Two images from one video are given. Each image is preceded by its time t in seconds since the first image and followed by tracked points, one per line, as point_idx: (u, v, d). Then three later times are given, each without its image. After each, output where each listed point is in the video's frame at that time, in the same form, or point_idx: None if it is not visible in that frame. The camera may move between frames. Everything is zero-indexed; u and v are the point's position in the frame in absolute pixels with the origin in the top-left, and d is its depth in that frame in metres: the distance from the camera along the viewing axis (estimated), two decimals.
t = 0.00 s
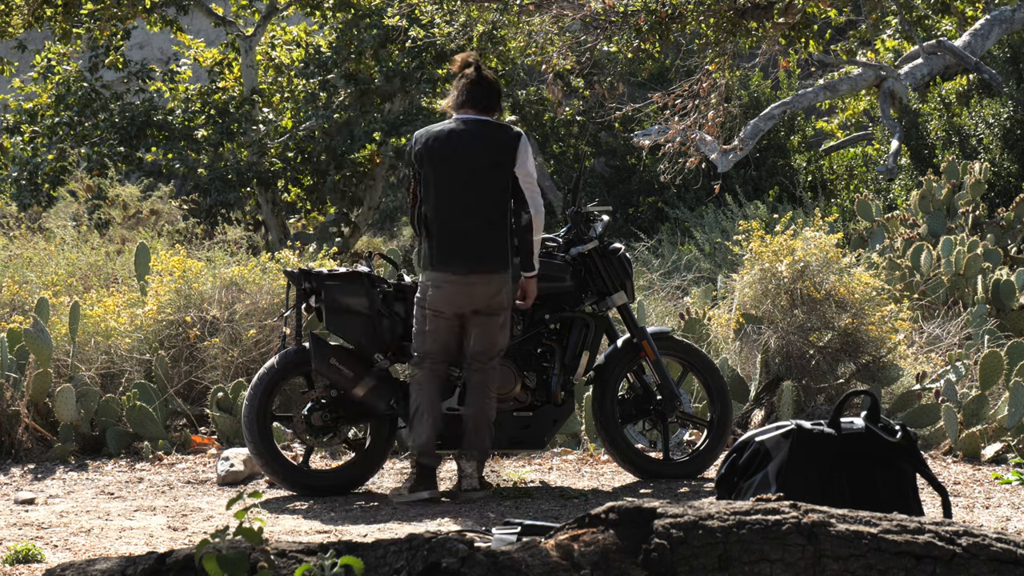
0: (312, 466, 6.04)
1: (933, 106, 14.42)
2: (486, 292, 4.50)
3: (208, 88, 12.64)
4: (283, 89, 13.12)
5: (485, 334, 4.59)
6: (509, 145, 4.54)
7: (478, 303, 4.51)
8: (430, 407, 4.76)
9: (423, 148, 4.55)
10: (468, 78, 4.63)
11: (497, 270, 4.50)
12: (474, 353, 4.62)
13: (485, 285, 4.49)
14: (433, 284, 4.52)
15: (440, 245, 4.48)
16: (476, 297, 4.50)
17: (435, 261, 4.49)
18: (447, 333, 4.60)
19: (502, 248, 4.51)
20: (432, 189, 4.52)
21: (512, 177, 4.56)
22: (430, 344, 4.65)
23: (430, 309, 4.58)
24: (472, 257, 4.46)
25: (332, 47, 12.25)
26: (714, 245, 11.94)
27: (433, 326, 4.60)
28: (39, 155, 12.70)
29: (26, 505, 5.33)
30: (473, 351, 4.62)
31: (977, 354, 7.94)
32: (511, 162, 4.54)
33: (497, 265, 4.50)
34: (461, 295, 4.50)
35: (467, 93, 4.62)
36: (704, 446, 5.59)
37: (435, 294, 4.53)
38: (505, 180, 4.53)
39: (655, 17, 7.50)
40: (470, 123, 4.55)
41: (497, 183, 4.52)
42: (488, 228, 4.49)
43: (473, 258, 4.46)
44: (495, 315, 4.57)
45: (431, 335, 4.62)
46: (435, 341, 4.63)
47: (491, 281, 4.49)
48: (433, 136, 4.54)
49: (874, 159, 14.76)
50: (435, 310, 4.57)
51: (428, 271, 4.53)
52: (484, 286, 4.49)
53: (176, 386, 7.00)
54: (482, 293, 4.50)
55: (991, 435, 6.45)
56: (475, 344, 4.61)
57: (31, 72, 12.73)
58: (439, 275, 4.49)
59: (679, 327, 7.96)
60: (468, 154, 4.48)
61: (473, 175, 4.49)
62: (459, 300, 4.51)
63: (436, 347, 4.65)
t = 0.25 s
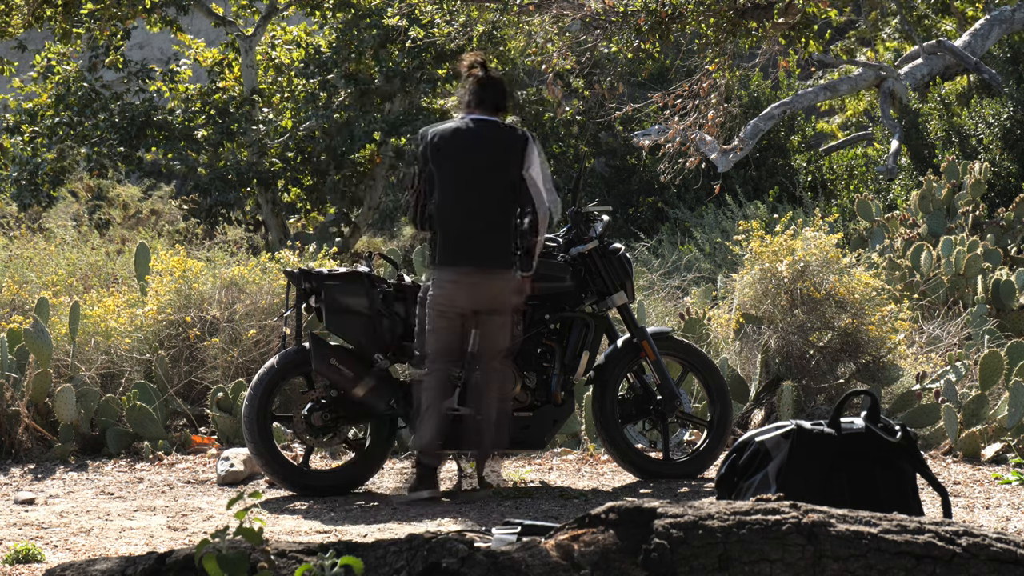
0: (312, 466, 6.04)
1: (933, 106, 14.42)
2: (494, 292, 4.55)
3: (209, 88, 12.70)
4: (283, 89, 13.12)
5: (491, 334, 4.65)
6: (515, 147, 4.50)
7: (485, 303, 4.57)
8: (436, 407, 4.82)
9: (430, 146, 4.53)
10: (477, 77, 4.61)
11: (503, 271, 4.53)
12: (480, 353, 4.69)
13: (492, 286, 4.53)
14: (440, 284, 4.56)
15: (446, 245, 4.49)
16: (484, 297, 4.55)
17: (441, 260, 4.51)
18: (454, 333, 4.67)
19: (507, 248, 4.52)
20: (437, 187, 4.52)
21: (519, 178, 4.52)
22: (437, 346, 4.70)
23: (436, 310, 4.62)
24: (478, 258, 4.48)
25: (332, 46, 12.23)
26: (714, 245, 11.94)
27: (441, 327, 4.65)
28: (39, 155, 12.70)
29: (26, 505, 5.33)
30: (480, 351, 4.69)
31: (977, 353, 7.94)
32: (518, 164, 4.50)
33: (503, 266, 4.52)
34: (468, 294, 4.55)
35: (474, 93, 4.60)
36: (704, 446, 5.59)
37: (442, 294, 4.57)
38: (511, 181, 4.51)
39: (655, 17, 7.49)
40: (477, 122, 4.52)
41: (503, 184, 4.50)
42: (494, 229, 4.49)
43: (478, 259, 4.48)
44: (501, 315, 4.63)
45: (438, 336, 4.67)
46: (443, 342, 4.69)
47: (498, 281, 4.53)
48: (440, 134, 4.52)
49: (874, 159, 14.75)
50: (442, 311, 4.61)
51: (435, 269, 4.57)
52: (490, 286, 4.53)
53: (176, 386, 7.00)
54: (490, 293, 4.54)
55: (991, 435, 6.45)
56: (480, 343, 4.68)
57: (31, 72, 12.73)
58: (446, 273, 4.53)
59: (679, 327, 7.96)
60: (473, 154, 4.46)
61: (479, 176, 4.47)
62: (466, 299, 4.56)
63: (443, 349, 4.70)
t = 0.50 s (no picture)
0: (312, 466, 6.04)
1: (933, 106, 14.42)
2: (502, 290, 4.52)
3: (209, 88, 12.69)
4: (283, 89, 13.13)
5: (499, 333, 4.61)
6: (526, 146, 4.51)
7: (494, 300, 4.54)
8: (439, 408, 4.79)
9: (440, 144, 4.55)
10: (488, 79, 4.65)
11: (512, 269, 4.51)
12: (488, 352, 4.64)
13: (501, 283, 4.51)
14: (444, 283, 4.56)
15: (454, 242, 4.49)
16: (491, 295, 4.52)
17: (448, 258, 4.51)
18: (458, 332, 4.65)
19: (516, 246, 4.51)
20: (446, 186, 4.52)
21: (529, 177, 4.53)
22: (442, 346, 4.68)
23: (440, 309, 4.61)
24: (487, 255, 4.46)
25: (332, 46, 12.22)
26: (714, 245, 11.94)
27: (445, 327, 4.64)
28: (39, 156, 12.70)
29: (26, 505, 5.33)
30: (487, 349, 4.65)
31: (977, 353, 7.94)
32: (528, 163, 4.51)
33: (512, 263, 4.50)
34: (472, 293, 4.53)
35: (485, 94, 4.63)
36: (704, 446, 5.59)
37: (446, 292, 4.56)
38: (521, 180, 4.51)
39: (655, 17, 7.50)
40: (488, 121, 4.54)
41: (513, 182, 4.49)
42: (503, 227, 4.48)
43: (487, 256, 4.47)
44: (510, 314, 4.59)
45: (442, 335, 4.66)
46: (447, 341, 4.67)
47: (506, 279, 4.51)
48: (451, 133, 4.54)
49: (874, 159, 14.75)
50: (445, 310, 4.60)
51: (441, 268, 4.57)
52: (499, 284, 4.51)
53: (176, 386, 7.00)
54: (497, 290, 4.52)
55: (991, 435, 6.45)
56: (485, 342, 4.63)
57: (31, 72, 12.74)
58: (452, 271, 4.52)
59: (679, 327, 7.96)
60: (483, 152, 4.47)
61: (490, 173, 4.47)
62: (469, 296, 4.54)
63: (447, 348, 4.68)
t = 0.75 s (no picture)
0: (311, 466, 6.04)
1: (932, 106, 14.41)
2: (507, 291, 4.57)
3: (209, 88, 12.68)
4: (283, 89, 13.13)
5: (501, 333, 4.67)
6: (537, 147, 4.51)
7: (499, 301, 4.58)
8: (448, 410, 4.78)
9: (450, 141, 4.53)
10: (497, 74, 4.60)
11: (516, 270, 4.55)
12: (491, 350, 4.70)
13: (507, 284, 4.55)
14: (448, 283, 4.58)
15: (457, 242, 4.50)
16: (497, 295, 4.56)
17: (453, 257, 4.52)
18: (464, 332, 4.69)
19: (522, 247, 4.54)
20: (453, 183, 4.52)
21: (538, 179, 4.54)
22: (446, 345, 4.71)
23: (444, 309, 4.64)
24: (494, 255, 4.48)
25: (332, 46, 12.22)
26: (714, 245, 11.95)
27: (450, 326, 4.67)
28: (39, 156, 12.70)
29: (26, 505, 5.33)
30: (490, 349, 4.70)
31: (977, 353, 7.94)
32: (538, 165, 4.52)
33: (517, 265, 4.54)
34: (478, 293, 4.55)
35: (494, 90, 4.59)
36: (704, 446, 5.59)
37: (450, 293, 4.58)
38: (530, 181, 4.52)
39: (655, 17, 7.50)
40: (498, 121, 4.53)
41: (522, 183, 4.50)
42: (511, 229, 4.50)
43: (494, 256, 4.48)
44: (514, 314, 4.65)
45: (447, 334, 4.69)
46: (452, 340, 4.71)
47: (510, 280, 4.55)
48: (461, 130, 4.53)
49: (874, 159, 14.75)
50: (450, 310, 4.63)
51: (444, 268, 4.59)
52: (505, 285, 4.55)
53: (176, 387, 7.00)
54: (502, 292, 4.56)
55: (991, 435, 6.45)
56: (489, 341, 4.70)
57: (31, 72, 12.73)
58: (457, 270, 4.54)
59: (679, 327, 7.96)
60: (493, 152, 4.47)
61: (498, 173, 4.47)
62: (474, 298, 4.56)
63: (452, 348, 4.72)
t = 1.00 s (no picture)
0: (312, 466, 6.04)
1: (933, 106, 14.41)
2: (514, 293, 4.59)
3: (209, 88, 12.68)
4: (283, 89, 13.13)
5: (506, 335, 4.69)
6: (542, 150, 4.54)
7: (506, 302, 4.59)
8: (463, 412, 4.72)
9: (457, 142, 4.47)
10: (497, 73, 4.58)
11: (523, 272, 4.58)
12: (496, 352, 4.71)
13: (515, 287, 4.58)
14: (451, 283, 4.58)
15: (464, 244, 4.48)
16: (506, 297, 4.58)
17: (462, 259, 4.49)
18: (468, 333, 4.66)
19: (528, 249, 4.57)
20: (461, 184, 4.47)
21: (544, 181, 4.57)
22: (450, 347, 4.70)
23: (446, 310, 4.64)
24: (504, 258, 4.49)
25: (332, 46, 12.23)
26: (714, 245, 11.94)
27: (454, 326, 4.66)
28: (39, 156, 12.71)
29: (26, 505, 5.33)
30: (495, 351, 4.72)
31: (977, 354, 7.94)
32: (545, 168, 4.54)
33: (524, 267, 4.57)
34: (485, 294, 4.56)
35: (496, 89, 4.56)
36: (704, 446, 5.59)
37: (454, 293, 4.59)
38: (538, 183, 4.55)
39: (655, 17, 7.50)
40: (505, 122, 4.51)
41: (530, 185, 4.52)
42: (519, 231, 4.51)
43: (504, 259, 4.49)
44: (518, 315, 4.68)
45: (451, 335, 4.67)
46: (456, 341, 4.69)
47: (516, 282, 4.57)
48: (468, 131, 4.48)
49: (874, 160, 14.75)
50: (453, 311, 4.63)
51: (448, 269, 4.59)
52: (513, 287, 4.58)
53: (176, 387, 7.00)
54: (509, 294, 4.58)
55: (991, 435, 6.45)
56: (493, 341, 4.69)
57: (31, 72, 12.73)
58: (466, 272, 4.52)
59: (679, 327, 7.96)
60: (503, 154, 4.45)
61: (508, 176, 4.47)
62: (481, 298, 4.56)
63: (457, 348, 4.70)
